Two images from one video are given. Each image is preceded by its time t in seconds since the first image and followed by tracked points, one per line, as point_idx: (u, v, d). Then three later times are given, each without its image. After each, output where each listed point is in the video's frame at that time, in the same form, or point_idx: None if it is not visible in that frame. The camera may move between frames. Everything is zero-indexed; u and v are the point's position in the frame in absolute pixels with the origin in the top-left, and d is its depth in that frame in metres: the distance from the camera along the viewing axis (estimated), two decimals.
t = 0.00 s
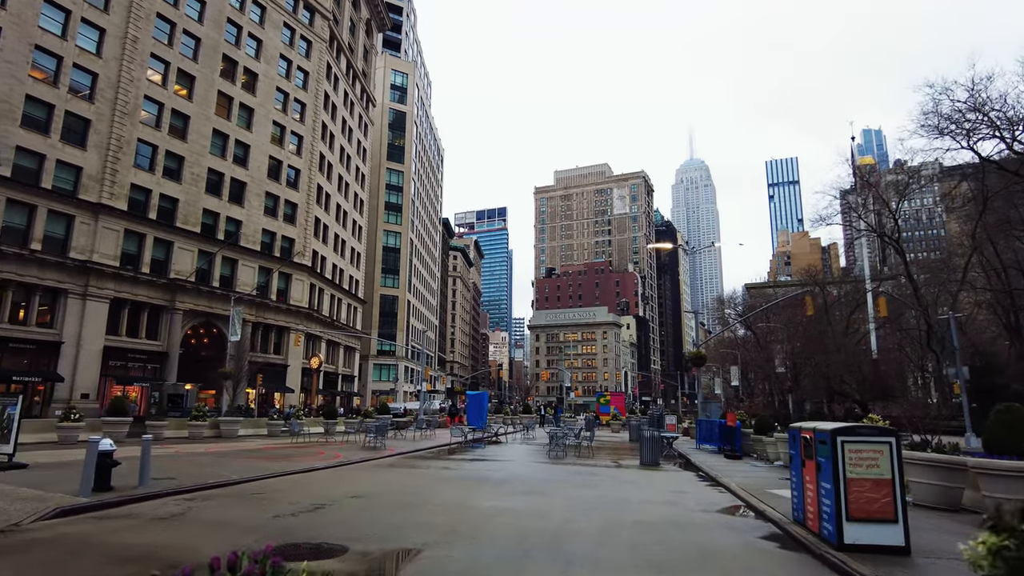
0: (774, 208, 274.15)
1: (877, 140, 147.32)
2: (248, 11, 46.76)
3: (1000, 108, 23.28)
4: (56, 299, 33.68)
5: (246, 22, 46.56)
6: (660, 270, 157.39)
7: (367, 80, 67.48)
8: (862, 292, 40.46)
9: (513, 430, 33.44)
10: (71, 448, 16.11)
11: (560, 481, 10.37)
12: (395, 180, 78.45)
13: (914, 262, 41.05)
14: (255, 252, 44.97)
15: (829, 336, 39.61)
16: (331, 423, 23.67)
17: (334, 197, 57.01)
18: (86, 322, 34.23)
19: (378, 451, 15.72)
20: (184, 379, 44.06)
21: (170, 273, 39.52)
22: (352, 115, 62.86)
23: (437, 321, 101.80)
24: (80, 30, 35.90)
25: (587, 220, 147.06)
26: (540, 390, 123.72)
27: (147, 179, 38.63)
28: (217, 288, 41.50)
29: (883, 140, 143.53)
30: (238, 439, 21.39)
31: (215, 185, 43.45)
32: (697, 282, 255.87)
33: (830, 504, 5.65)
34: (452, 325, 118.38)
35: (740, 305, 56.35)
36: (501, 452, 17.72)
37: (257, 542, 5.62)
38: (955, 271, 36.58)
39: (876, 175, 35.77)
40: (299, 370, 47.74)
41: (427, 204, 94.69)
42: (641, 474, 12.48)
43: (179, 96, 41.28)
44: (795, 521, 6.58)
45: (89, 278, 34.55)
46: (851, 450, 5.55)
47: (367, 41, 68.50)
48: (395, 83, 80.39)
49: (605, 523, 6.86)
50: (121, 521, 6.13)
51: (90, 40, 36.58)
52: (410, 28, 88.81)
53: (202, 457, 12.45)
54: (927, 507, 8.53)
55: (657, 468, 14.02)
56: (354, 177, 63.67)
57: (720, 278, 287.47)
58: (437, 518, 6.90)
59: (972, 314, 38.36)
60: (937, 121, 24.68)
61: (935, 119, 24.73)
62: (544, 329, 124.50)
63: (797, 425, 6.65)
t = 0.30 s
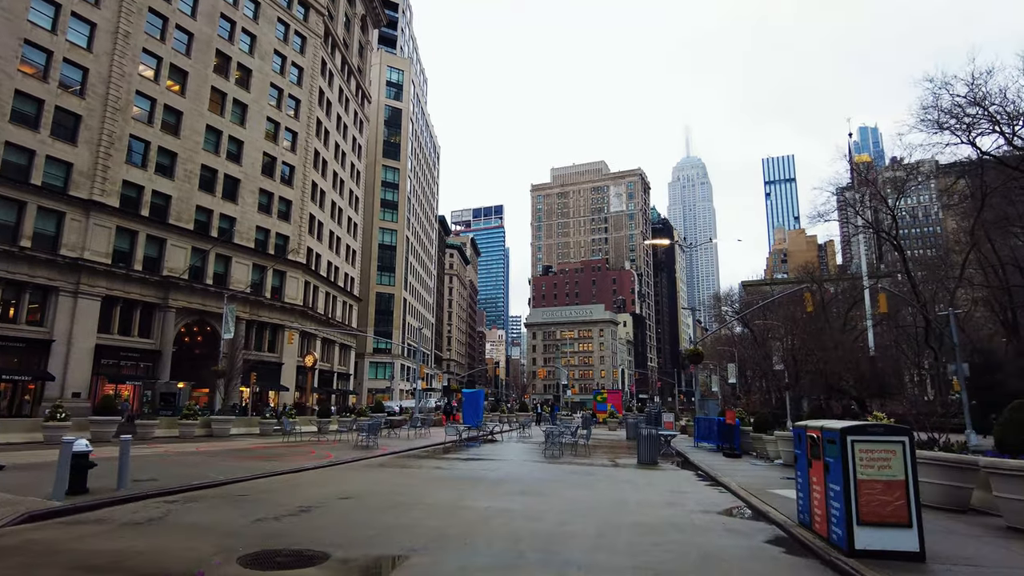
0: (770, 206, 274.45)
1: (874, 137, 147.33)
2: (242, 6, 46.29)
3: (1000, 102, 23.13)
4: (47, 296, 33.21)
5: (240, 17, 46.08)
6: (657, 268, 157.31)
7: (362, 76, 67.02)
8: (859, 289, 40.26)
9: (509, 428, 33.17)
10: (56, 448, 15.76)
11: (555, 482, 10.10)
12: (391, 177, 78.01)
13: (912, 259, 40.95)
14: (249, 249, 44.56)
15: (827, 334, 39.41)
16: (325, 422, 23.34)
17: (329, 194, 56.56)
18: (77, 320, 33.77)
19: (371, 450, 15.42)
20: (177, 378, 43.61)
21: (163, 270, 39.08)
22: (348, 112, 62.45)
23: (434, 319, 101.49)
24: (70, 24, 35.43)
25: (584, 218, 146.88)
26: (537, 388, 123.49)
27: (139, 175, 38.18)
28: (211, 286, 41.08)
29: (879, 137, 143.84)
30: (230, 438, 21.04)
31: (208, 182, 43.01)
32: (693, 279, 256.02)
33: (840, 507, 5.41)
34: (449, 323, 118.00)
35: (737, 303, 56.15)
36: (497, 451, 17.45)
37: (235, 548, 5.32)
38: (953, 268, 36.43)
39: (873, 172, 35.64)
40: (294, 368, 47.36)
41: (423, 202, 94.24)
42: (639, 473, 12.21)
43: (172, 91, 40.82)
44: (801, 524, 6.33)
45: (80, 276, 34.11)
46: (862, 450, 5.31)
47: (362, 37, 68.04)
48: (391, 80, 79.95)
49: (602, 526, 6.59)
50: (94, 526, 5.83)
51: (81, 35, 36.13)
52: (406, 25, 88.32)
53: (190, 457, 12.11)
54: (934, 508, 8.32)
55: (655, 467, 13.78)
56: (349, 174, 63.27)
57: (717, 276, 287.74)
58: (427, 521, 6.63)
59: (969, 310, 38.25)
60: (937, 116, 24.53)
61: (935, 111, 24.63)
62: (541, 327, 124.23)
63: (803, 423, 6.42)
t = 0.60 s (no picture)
0: (766, 200, 274.70)
1: (871, 131, 147.33)
2: None
3: (1000, 94, 22.93)
4: (37, 290, 32.72)
5: (233, 8, 45.43)
6: (653, 262, 157.22)
7: (357, 69, 66.35)
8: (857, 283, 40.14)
9: (505, 423, 32.94)
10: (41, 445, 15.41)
11: (552, 479, 9.87)
12: (386, 171, 77.43)
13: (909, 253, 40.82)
14: (243, 242, 44.13)
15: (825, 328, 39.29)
16: (318, 417, 23.03)
17: (323, 187, 56.07)
18: (68, 314, 33.29)
19: (363, 446, 15.17)
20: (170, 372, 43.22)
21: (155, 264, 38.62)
22: (342, 104, 61.85)
23: (430, 313, 101.11)
24: (59, 14, 34.81)
25: (580, 212, 146.53)
26: (533, 382, 123.45)
27: (131, 168, 37.66)
28: (204, 280, 40.65)
29: (876, 132, 143.81)
30: (221, 434, 20.73)
31: (201, 175, 42.50)
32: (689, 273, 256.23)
33: (852, 508, 5.18)
34: (445, 317, 117.64)
35: (733, 297, 55.97)
36: (492, 447, 17.23)
37: (216, 553, 5.05)
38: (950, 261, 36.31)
39: (871, 165, 35.42)
40: (288, 362, 47.05)
41: (419, 196, 93.72)
42: (638, 469, 12.00)
43: (164, 82, 40.25)
44: (809, 524, 6.11)
45: (71, 269, 33.65)
46: (877, 449, 5.08)
47: (357, 29, 67.31)
48: (386, 73, 79.28)
49: (600, 527, 6.35)
50: (67, 530, 5.54)
51: (70, 25, 35.50)
52: (402, 17, 87.50)
53: (176, 454, 11.80)
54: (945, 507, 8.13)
55: (653, 464, 13.58)
56: (344, 167, 62.72)
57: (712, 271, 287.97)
58: (419, 522, 6.36)
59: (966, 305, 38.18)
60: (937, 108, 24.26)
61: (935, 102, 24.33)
62: (537, 321, 124.04)
63: (811, 420, 6.20)
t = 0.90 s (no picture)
0: (762, 201, 275.55)
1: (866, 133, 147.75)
2: None
3: (1001, 94, 22.94)
4: (27, 288, 32.29)
5: (228, 5, 45.01)
6: (649, 263, 157.31)
7: (353, 67, 65.96)
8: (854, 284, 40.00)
9: (501, 424, 32.64)
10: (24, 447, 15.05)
11: (549, 483, 9.60)
12: (382, 170, 77.04)
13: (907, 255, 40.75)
14: (237, 241, 43.73)
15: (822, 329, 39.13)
16: (310, 418, 22.68)
17: (319, 186, 55.67)
18: (59, 312, 32.87)
19: (356, 448, 14.86)
20: (162, 372, 42.74)
21: (148, 263, 38.19)
22: (338, 103, 61.46)
23: (426, 313, 100.75)
24: (51, 9, 34.38)
25: (577, 212, 146.38)
26: (529, 382, 123.22)
27: (123, 166, 37.22)
28: (198, 279, 40.25)
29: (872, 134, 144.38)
30: (211, 435, 20.37)
31: (195, 173, 42.09)
32: (685, 274, 256.37)
33: (865, 519, 4.94)
34: (441, 317, 117.30)
35: (730, 298, 55.77)
36: (488, 449, 16.92)
37: (190, 564, 4.77)
38: (948, 263, 36.23)
39: (869, 166, 35.33)
40: (283, 363, 46.66)
41: (415, 195, 93.35)
42: (636, 472, 11.74)
43: (157, 80, 39.84)
44: (817, 533, 5.88)
45: (62, 267, 33.22)
46: (893, 457, 4.85)
47: (353, 27, 66.93)
48: (383, 72, 78.92)
49: (598, 536, 6.08)
50: (37, 539, 5.27)
51: (62, 20, 35.10)
52: (399, 16, 87.09)
53: (162, 457, 11.46)
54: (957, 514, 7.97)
55: (652, 466, 13.35)
56: (340, 165, 62.33)
57: (708, 271, 288.36)
58: (408, 531, 6.10)
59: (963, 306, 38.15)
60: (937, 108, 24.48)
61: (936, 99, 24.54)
62: (533, 322, 123.83)
63: (818, 425, 6.00)
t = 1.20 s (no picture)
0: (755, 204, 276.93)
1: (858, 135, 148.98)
2: None
3: (995, 94, 23.37)
4: (13, 288, 31.74)
5: (219, 3, 44.59)
6: (643, 265, 157.53)
7: (346, 66, 65.59)
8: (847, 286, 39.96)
9: (494, 426, 32.33)
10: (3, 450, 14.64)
11: (540, 487, 9.34)
12: (376, 171, 76.65)
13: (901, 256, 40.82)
14: (228, 241, 43.25)
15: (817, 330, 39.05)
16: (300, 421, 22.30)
17: (311, 186, 55.24)
18: (45, 312, 32.32)
19: (345, 450, 14.55)
20: (151, 372, 42.21)
21: (137, 263, 37.66)
22: (331, 103, 61.04)
23: (419, 315, 100.30)
24: (39, 5, 33.90)
25: (571, 214, 146.37)
26: (523, 384, 122.92)
27: (112, 164, 36.70)
28: (188, 279, 39.75)
29: (863, 137, 145.62)
30: (198, 437, 19.98)
31: (186, 172, 41.60)
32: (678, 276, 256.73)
33: (874, 524, 4.73)
34: (435, 319, 116.79)
35: (724, 299, 55.71)
36: (479, 451, 16.64)
37: None
38: (942, 264, 36.31)
39: (864, 167, 35.41)
40: (274, 364, 46.16)
41: (408, 196, 92.96)
42: (631, 476, 11.48)
43: (148, 78, 39.36)
44: (821, 540, 5.68)
45: (49, 267, 32.70)
46: (903, 460, 4.64)
47: (347, 26, 66.55)
48: (376, 72, 78.61)
49: (591, 542, 5.82)
50: None
51: (50, 16, 34.62)
52: (392, 16, 86.77)
53: (143, 460, 11.09)
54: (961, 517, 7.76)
55: (647, 469, 13.11)
56: (332, 166, 61.90)
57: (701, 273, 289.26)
58: (393, 538, 5.82)
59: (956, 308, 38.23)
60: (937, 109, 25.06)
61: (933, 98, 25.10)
62: (527, 323, 123.61)
63: (821, 426, 5.79)
